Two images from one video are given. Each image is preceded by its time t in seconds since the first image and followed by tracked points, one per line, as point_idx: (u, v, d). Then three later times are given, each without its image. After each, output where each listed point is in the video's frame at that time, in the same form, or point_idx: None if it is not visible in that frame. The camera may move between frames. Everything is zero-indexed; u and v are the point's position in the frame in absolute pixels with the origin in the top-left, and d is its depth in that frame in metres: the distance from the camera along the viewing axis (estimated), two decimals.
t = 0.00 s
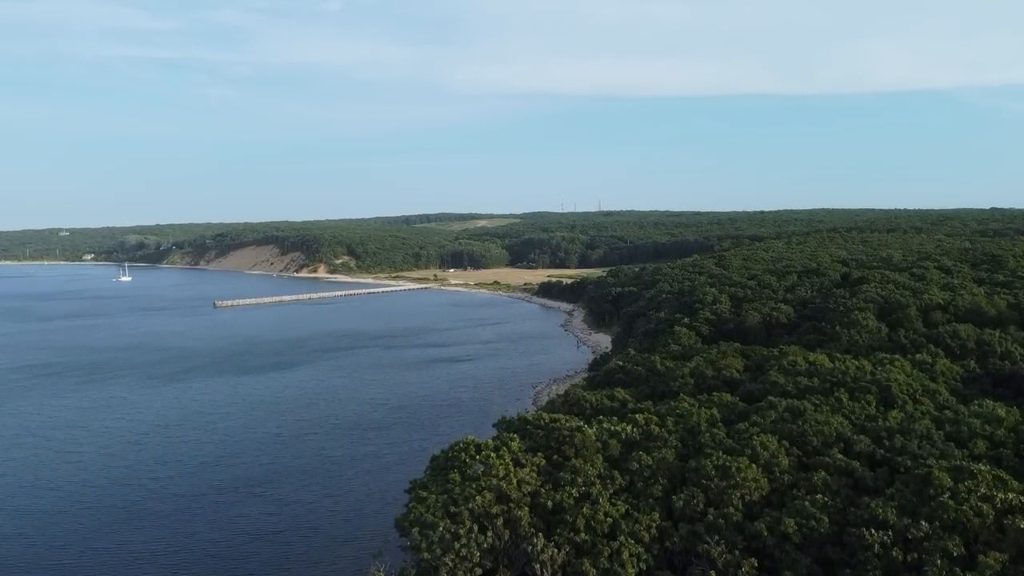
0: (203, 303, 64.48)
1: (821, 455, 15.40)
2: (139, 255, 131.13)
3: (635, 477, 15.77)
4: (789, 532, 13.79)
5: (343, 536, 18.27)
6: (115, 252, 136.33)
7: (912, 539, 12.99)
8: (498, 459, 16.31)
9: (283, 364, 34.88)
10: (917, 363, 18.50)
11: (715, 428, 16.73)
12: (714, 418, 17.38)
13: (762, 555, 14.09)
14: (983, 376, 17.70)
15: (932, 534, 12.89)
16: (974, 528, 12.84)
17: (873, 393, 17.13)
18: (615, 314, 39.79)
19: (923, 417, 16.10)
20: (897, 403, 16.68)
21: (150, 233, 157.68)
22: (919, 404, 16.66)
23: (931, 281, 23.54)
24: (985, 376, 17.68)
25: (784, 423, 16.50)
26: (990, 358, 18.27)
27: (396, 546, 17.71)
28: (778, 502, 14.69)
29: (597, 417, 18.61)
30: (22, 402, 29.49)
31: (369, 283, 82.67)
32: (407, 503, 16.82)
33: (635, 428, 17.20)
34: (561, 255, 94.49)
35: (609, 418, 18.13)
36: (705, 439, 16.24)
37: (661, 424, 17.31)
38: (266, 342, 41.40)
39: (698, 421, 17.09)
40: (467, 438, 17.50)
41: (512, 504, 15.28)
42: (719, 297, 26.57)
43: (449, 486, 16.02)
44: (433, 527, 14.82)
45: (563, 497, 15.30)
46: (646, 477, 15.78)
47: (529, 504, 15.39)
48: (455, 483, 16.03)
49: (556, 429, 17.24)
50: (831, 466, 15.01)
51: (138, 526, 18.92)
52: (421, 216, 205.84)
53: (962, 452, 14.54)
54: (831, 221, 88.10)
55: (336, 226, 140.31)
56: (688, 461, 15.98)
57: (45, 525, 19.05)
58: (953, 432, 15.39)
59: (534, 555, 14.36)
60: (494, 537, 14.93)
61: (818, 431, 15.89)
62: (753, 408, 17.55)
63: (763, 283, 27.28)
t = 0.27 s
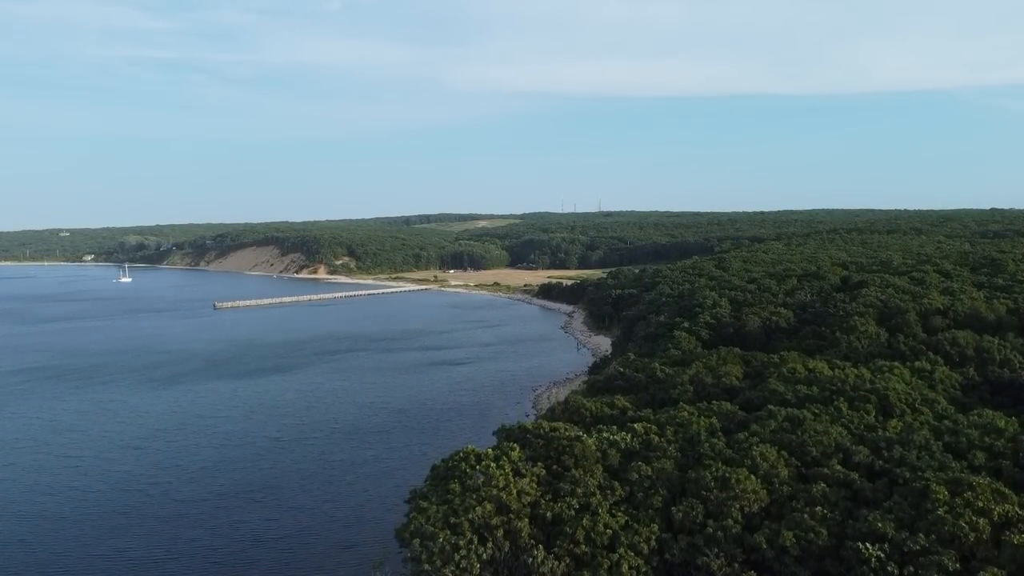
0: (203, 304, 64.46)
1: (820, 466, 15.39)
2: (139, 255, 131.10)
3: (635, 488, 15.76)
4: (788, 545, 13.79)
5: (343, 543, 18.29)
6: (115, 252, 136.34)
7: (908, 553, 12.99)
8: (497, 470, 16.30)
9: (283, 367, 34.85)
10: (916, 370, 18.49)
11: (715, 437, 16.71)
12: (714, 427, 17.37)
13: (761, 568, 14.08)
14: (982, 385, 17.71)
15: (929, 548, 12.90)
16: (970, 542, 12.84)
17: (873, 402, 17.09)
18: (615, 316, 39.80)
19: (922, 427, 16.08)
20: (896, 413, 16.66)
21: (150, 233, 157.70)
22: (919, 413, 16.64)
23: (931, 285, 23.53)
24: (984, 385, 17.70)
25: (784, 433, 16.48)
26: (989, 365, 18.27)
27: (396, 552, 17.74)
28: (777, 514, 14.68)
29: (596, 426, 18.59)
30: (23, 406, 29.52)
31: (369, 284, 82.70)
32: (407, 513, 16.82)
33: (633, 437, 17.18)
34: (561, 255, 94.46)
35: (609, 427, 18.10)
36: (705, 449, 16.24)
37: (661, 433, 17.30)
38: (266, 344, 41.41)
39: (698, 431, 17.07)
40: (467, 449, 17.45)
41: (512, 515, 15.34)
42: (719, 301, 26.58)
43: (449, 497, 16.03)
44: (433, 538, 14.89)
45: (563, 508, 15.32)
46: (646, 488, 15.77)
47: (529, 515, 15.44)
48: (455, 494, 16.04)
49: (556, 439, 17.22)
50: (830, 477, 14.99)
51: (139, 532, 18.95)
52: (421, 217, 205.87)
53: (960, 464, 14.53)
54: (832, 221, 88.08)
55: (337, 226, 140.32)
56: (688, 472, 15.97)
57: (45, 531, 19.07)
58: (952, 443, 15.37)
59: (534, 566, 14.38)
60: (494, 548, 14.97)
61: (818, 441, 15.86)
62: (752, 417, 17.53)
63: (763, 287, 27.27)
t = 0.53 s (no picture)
0: (202, 306, 64.45)
1: (819, 478, 15.36)
2: (139, 256, 131.10)
3: (634, 499, 15.76)
4: (786, 558, 13.69)
5: (342, 549, 18.31)
6: (115, 253, 136.36)
7: (906, 568, 13.01)
8: (497, 480, 16.27)
9: (282, 371, 34.85)
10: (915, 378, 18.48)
11: (715, 448, 16.71)
12: (712, 437, 17.37)
13: None
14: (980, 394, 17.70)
15: (926, 562, 12.90)
16: (966, 557, 12.84)
17: (871, 411, 17.05)
18: (615, 318, 39.80)
19: (920, 437, 16.06)
20: (894, 422, 16.64)
21: (150, 234, 157.78)
22: (917, 423, 16.63)
23: (931, 290, 23.52)
24: (982, 394, 17.68)
25: (783, 443, 16.46)
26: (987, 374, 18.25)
27: (395, 559, 17.75)
28: (776, 526, 14.65)
29: (596, 435, 18.58)
30: (23, 409, 29.53)
31: (369, 285, 82.72)
32: (407, 523, 16.80)
33: (632, 448, 17.18)
34: (561, 256, 94.46)
35: (609, 436, 18.09)
36: (704, 460, 16.24)
37: (660, 443, 17.30)
38: (266, 347, 41.42)
39: (698, 441, 17.05)
40: (467, 458, 17.42)
41: (511, 526, 15.37)
42: (718, 305, 26.58)
43: (449, 508, 16.03)
44: (432, 550, 14.91)
45: (562, 520, 15.34)
46: (645, 500, 15.76)
47: (528, 526, 15.48)
48: (455, 506, 16.04)
49: (556, 450, 17.20)
50: (828, 489, 14.96)
51: (138, 538, 18.96)
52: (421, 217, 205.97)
53: (958, 477, 14.53)
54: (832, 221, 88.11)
55: (337, 227, 140.32)
56: (687, 483, 15.94)
57: (45, 538, 19.08)
58: (950, 453, 15.35)
59: None
60: (493, 560, 14.98)
61: (817, 452, 15.82)
62: (752, 427, 17.52)
63: (763, 291, 27.26)
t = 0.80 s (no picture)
0: (203, 307, 64.48)
1: (818, 490, 15.30)
2: (139, 257, 131.15)
3: (634, 511, 15.70)
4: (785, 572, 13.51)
5: (342, 555, 18.28)
6: (115, 253, 136.35)
7: None
8: (497, 491, 16.25)
9: (281, 374, 34.81)
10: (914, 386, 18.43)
11: (715, 459, 16.69)
12: (712, 447, 17.34)
13: None
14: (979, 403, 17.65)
15: None
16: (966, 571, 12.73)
17: (870, 422, 17.00)
18: (615, 321, 39.80)
19: (919, 448, 15.99)
20: (893, 432, 16.59)
21: (150, 235, 157.86)
22: (915, 433, 16.57)
23: (930, 295, 23.51)
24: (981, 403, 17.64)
25: (782, 454, 16.41)
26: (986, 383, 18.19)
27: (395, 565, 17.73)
28: (775, 539, 14.59)
29: (595, 444, 18.55)
30: (22, 413, 29.51)
31: (369, 286, 82.74)
32: (407, 533, 16.77)
33: (631, 458, 17.15)
34: (561, 257, 94.47)
35: (608, 446, 18.05)
36: (703, 471, 16.19)
37: (659, 454, 17.26)
38: (266, 349, 41.40)
39: (697, 451, 17.02)
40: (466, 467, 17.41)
41: (511, 538, 15.32)
42: (718, 309, 26.59)
43: (449, 520, 16.01)
44: (432, 562, 14.87)
45: (562, 532, 15.29)
46: (645, 511, 15.71)
47: (528, 539, 15.43)
48: (455, 517, 16.02)
49: (556, 460, 17.17)
50: (827, 501, 14.91)
51: (138, 545, 18.94)
52: (421, 218, 205.99)
53: (957, 489, 14.45)
54: (832, 222, 88.17)
55: (337, 227, 140.39)
56: (686, 494, 15.88)
57: (45, 544, 19.04)
58: (949, 465, 15.30)
59: None
60: (493, 572, 14.95)
61: (816, 463, 15.76)
62: (751, 436, 17.47)
63: (762, 295, 27.24)
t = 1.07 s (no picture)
0: (202, 309, 64.49)
1: (816, 501, 15.25)
2: (139, 257, 131.04)
3: (633, 521, 15.64)
4: None
5: (342, 561, 18.28)
6: (115, 254, 136.33)
7: None
8: (496, 501, 16.23)
9: (281, 377, 34.82)
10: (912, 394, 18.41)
11: (714, 469, 16.66)
12: (712, 457, 17.34)
13: None
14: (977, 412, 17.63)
15: None
16: None
17: (868, 433, 16.94)
18: (615, 323, 39.80)
19: (918, 459, 15.93)
20: (892, 443, 16.53)
21: (150, 235, 157.89)
22: (914, 443, 16.52)
23: (930, 299, 23.52)
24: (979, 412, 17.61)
25: (781, 464, 16.37)
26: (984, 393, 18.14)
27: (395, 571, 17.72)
28: (774, 552, 14.54)
29: (595, 453, 18.54)
30: (22, 417, 29.51)
31: (369, 288, 82.65)
32: (407, 543, 16.75)
33: (631, 468, 17.12)
34: (561, 258, 94.45)
35: (607, 456, 18.02)
36: (702, 481, 16.16)
37: (659, 464, 17.22)
38: (266, 352, 41.39)
39: (696, 461, 16.99)
40: (466, 477, 17.39)
41: (511, 550, 15.29)
42: (718, 313, 26.60)
43: (449, 530, 15.98)
44: (431, 572, 14.84)
45: (561, 543, 15.26)
46: (644, 522, 15.68)
47: (527, 550, 15.40)
48: (455, 527, 15.99)
49: (555, 470, 17.14)
50: (825, 513, 14.87)
51: (138, 550, 18.93)
52: (421, 218, 206.07)
53: (955, 501, 14.38)
54: (831, 222, 88.16)
55: (337, 228, 140.31)
56: (685, 505, 15.84)
57: (45, 550, 19.04)
58: (948, 476, 15.27)
59: None
60: None
61: (815, 474, 15.72)
62: (750, 446, 17.44)
63: (762, 299, 27.28)
